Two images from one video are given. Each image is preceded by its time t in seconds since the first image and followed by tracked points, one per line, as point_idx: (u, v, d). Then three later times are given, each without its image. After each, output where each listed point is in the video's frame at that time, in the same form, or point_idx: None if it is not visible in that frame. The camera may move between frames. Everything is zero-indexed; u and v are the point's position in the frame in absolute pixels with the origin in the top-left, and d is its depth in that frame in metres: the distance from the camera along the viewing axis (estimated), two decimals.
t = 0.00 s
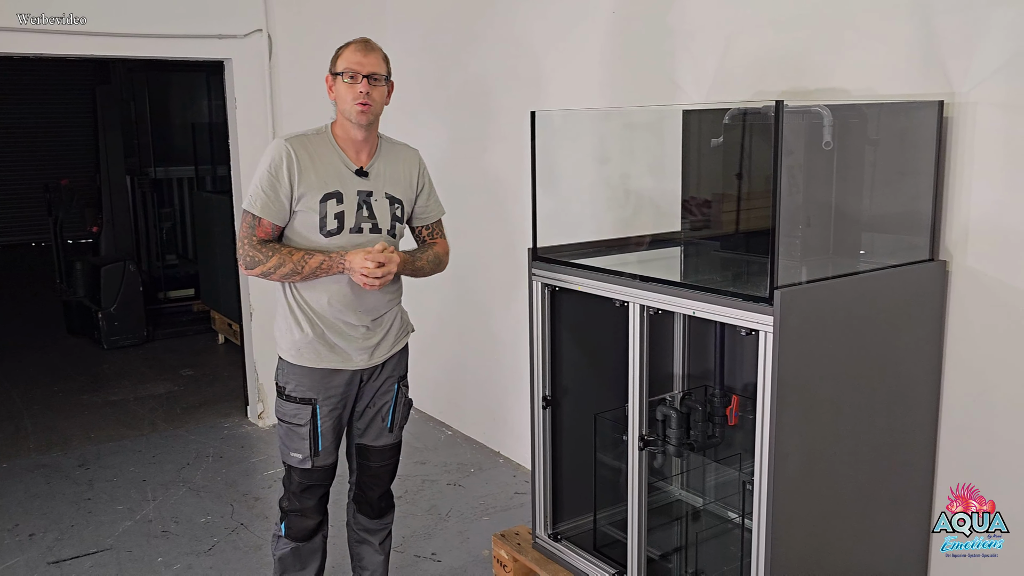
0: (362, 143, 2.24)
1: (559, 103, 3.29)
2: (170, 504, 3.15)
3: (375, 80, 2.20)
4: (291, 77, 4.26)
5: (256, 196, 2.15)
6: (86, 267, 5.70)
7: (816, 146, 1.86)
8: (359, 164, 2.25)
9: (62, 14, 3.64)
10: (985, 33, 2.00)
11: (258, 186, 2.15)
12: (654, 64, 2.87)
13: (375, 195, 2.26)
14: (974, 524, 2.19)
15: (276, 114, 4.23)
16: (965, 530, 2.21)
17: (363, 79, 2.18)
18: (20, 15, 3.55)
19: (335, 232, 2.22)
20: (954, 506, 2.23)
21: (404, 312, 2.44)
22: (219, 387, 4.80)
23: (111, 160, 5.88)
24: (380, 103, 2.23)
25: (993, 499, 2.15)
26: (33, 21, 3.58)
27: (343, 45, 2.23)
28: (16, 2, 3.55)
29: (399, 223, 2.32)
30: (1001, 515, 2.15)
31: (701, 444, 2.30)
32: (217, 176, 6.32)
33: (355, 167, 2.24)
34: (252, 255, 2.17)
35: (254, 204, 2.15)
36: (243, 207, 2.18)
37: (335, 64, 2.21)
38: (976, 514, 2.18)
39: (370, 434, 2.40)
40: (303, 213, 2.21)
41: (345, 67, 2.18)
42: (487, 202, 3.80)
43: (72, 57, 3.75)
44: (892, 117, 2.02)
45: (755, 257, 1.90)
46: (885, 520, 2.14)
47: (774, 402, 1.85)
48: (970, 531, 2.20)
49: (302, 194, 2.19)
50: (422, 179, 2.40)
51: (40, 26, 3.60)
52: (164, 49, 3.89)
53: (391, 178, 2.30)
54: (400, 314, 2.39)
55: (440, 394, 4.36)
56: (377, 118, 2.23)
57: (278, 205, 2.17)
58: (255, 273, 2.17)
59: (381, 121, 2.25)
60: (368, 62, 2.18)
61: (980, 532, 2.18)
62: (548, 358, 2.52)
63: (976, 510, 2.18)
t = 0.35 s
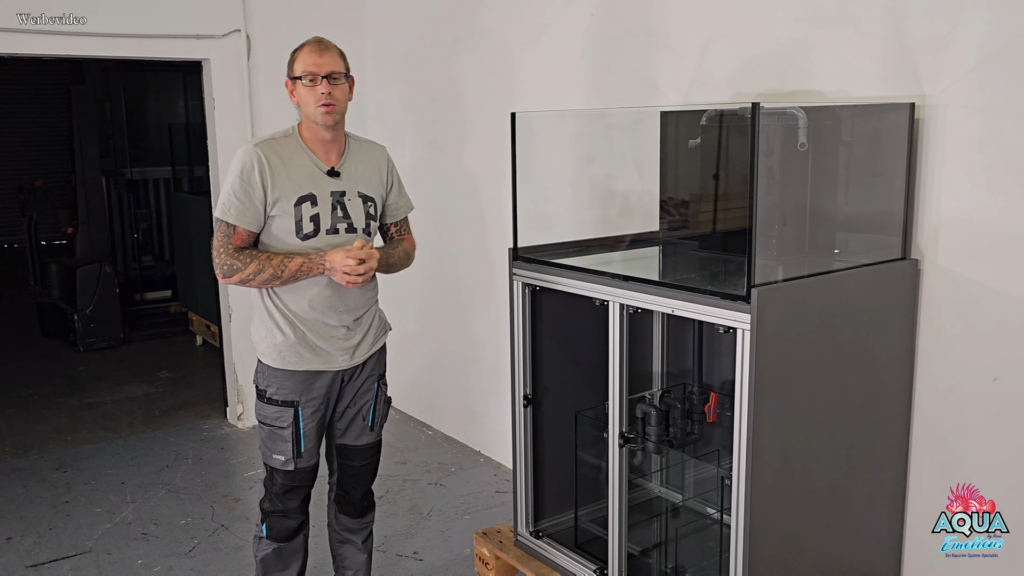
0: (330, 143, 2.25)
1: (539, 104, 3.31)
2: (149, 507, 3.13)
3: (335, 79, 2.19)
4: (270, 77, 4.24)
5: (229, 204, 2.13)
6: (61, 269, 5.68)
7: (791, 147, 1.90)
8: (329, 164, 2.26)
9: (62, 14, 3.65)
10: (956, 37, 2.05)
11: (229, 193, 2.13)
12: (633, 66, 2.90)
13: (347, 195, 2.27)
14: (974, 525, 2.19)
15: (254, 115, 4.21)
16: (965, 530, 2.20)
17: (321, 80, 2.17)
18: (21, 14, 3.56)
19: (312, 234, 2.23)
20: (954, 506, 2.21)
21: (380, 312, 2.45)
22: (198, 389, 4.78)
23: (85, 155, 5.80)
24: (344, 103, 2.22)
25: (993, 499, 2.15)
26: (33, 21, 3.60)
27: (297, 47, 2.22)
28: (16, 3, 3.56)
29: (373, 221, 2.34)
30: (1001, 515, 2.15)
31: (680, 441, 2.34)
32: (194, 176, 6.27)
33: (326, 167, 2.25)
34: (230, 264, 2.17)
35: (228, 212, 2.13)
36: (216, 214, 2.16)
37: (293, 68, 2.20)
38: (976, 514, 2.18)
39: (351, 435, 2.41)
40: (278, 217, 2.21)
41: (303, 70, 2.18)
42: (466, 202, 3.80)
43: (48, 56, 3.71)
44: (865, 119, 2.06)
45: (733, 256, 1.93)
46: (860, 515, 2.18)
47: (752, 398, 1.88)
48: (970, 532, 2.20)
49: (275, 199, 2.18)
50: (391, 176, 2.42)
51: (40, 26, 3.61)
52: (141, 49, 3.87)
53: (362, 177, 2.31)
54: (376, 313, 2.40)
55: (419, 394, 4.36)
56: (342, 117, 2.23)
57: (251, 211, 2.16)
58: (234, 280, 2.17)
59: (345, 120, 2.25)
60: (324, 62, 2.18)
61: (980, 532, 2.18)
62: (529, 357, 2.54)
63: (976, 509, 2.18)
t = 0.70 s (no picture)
0: (300, 143, 2.24)
1: (520, 105, 3.31)
2: (128, 509, 3.11)
3: (300, 79, 2.18)
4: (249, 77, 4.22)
5: (199, 207, 2.14)
6: (37, 269, 5.66)
7: (770, 147, 1.91)
8: (300, 165, 2.25)
9: (63, 14, 3.67)
10: (929, 40, 2.08)
11: (198, 198, 2.14)
12: (613, 67, 2.91)
13: (319, 195, 2.26)
14: (974, 524, 2.17)
15: (234, 114, 4.18)
16: (965, 530, 2.19)
17: (285, 83, 2.17)
18: (21, 14, 3.58)
19: (282, 236, 2.22)
20: (954, 506, 2.21)
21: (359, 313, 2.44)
22: (177, 391, 4.75)
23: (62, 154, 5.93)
24: (310, 103, 2.21)
25: (993, 499, 2.13)
26: (33, 21, 3.61)
27: (261, 49, 2.22)
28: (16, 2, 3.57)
29: (347, 221, 2.32)
30: (1002, 515, 2.13)
31: (662, 438, 2.36)
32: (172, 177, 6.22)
33: (296, 168, 2.25)
34: (202, 267, 2.16)
35: (198, 216, 2.14)
36: (188, 218, 2.17)
37: (257, 71, 2.19)
38: (976, 514, 2.16)
39: (330, 438, 2.40)
40: (249, 219, 2.20)
41: (267, 72, 2.17)
42: (448, 202, 3.80)
43: (25, 56, 3.67)
44: (842, 120, 2.08)
45: (713, 255, 1.95)
46: (837, 512, 2.21)
47: (732, 396, 1.90)
48: (970, 532, 2.18)
49: (245, 201, 2.18)
50: (368, 175, 2.40)
51: (41, 26, 3.63)
52: (119, 49, 3.83)
53: (336, 176, 2.30)
54: (354, 313, 2.40)
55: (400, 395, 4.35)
56: (310, 118, 2.22)
57: (221, 214, 2.16)
58: (207, 283, 2.16)
59: (314, 120, 2.24)
60: (287, 63, 2.17)
61: (980, 532, 2.17)
62: (511, 356, 2.56)
63: (976, 510, 2.16)
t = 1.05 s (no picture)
0: (283, 142, 2.23)
1: (506, 104, 3.31)
2: (112, 512, 3.08)
3: (284, 79, 2.16)
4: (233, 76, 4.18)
5: (178, 205, 2.13)
6: (19, 270, 5.63)
7: (756, 147, 1.92)
8: (282, 165, 2.24)
9: (62, 14, 3.67)
10: (915, 40, 2.10)
11: (179, 196, 2.13)
12: (599, 67, 2.91)
13: (300, 195, 2.24)
14: (973, 524, 2.16)
15: (219, 114, 4.15)
16: (965, 530, 2.18)
17: (270, 81, 2.15)
18: (21, 14, 3.57)
19: (261, 235, 2.20)
20: (954, 506, 2.20)
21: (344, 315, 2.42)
22: (161, 392, 4.72)
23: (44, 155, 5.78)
24: (294, 103, 2.20)
25: (993, 499, 2.12)
26: (33, 21, 3.61)
27: (248, 47, 2.20)
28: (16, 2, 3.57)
29: (329, 221, 2.30)
30: (1001, 515, 2.12)
31: (649, 438, 2.35)
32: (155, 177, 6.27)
33: (278, 167, 2.23)
34: (181, 265, 2.16)
35: (177, 213, 2.13)
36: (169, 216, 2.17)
37: (242, 69, 2.18)
38: (976, 514, 2.15)
39: (314, 441, 2.39)
40: (229, 218, 2.19)
41: (252, 70, 2.15)
42: (434, 202, 3.78)
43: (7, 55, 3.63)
44: (827, 120, 2.09)
45: (700, 254, 1.96)
46: (823, 509, 2.22)
47: (719, 395, 1.91)
48: (970, 531, 2.17)
49: (224, 200, 2.17)
50: (353, 175, 2.37)
51: (41, 26, 3.63)
52: (102, 48, 3.79)
53: (319, 176, 2.28)
54: (338, 314, 2.37)
55: (386, 395, 4.33)
56: (293, 118, 2.21)
57: (201, 212, 2.15)
58: (186, 280, 2.16)
59: (298, 120, 2.22)
60: (272, 62, 2.15)
61: (980, 532, 2.16)
62: (499, 356, 2.55)
63: (976, 510, 2.15)
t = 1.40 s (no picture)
0: (269, 142, 2.22)
1: (495, 104, 3.31)
2: (98, 515, 3.06)
3: (272, 79, 2.16)
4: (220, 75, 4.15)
5: (163, 204, 2.13)
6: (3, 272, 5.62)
7: (743, 148, 1.92)
8: (269, 164, 2.23)
9: (63, 14, 3.69)
10: (902, 42, 2.11)
11: (165, 195, 2.13)
12: (588, 67, 2.92)
13: (286, 195, 2.23)
14: (973, 524, 2.16)
15: (206, 114, 4.13)
16: (965, 530, 2.17)
17: (258, 81, 2.14)
18: (21, 14, 3.58)
19: (246, 234, 2.20)
20: (954, 506, 2.19)
21: (331, 316, 2.41)
22: (148, 394, 4.69)
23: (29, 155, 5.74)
24: (282, 103, 2.19)
25: (994, 499, 2.11)
26: (33, 21, 3.62)
27: (237, 46, 2.20)
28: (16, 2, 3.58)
29: (315, 222, 2.30)
30: (1002, 515, 2.12)
31: (637, 437, 2.36)
32: (142, 177, 6.21)
33: (264, 167, 2.22)
34: (166, 264, 2.15)
35: (162, 212, 2.12)
36: (155, 215, 2.16)
37: (230, 68, 2.17)
38: (976, 514, 2.15)
39: (301, 442, 2.38)
40: (214, 217, 2.18)
41: (240, 70, 2.15)
42: (423, 202, 3.78)
43: None
44: (815, 120, 2.10)
45: (688, 254, 1.96)
46: (810, 507, 2.23)
47: (707, 394, 1.92)
48: (970, 532, 2.16)
49: (210, 199, 2.16)
50: (340, 176, 2.37)
51: (41, 26, 3.64)
52: (87, 48, 3.77)
53: (306, 177, 2.27)
54: (325, 316, 2.36)
55: (375, 396, 4.32)
56: (281, 118, 2.20)
57: (187, 212, 2.15)
58: (170, 279, 2.16)
59: (286, 120, 2.22)
60: (261, 62, 2.14)
61: (980, 532, 2.15)
62: (487, 356, 2.55)
63: (977, 510, 2.15)
